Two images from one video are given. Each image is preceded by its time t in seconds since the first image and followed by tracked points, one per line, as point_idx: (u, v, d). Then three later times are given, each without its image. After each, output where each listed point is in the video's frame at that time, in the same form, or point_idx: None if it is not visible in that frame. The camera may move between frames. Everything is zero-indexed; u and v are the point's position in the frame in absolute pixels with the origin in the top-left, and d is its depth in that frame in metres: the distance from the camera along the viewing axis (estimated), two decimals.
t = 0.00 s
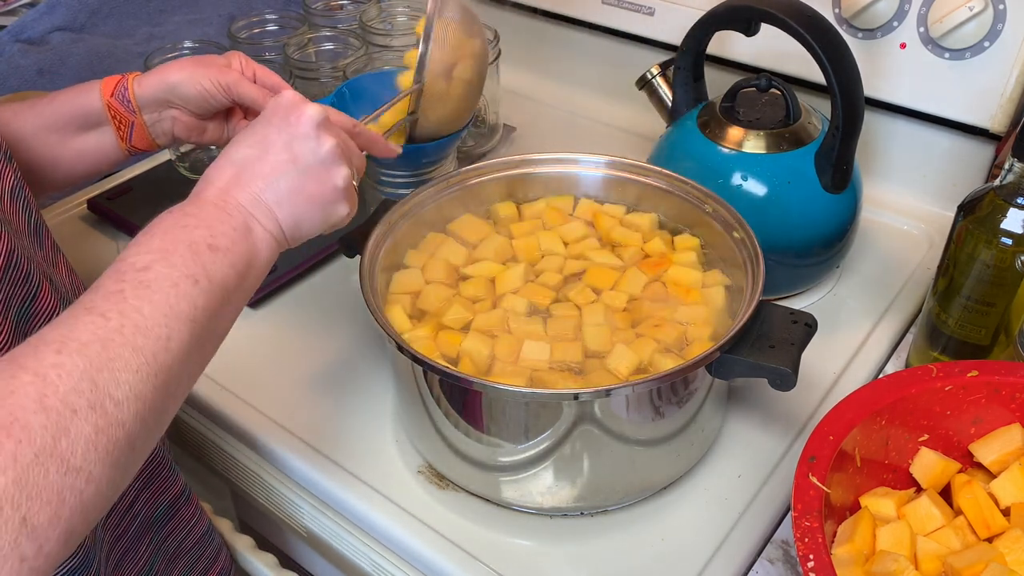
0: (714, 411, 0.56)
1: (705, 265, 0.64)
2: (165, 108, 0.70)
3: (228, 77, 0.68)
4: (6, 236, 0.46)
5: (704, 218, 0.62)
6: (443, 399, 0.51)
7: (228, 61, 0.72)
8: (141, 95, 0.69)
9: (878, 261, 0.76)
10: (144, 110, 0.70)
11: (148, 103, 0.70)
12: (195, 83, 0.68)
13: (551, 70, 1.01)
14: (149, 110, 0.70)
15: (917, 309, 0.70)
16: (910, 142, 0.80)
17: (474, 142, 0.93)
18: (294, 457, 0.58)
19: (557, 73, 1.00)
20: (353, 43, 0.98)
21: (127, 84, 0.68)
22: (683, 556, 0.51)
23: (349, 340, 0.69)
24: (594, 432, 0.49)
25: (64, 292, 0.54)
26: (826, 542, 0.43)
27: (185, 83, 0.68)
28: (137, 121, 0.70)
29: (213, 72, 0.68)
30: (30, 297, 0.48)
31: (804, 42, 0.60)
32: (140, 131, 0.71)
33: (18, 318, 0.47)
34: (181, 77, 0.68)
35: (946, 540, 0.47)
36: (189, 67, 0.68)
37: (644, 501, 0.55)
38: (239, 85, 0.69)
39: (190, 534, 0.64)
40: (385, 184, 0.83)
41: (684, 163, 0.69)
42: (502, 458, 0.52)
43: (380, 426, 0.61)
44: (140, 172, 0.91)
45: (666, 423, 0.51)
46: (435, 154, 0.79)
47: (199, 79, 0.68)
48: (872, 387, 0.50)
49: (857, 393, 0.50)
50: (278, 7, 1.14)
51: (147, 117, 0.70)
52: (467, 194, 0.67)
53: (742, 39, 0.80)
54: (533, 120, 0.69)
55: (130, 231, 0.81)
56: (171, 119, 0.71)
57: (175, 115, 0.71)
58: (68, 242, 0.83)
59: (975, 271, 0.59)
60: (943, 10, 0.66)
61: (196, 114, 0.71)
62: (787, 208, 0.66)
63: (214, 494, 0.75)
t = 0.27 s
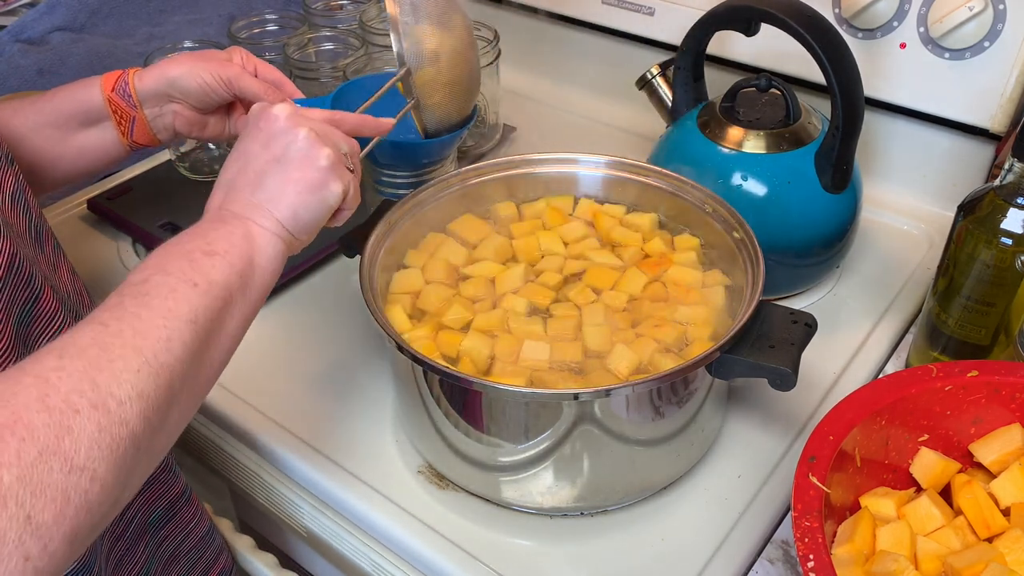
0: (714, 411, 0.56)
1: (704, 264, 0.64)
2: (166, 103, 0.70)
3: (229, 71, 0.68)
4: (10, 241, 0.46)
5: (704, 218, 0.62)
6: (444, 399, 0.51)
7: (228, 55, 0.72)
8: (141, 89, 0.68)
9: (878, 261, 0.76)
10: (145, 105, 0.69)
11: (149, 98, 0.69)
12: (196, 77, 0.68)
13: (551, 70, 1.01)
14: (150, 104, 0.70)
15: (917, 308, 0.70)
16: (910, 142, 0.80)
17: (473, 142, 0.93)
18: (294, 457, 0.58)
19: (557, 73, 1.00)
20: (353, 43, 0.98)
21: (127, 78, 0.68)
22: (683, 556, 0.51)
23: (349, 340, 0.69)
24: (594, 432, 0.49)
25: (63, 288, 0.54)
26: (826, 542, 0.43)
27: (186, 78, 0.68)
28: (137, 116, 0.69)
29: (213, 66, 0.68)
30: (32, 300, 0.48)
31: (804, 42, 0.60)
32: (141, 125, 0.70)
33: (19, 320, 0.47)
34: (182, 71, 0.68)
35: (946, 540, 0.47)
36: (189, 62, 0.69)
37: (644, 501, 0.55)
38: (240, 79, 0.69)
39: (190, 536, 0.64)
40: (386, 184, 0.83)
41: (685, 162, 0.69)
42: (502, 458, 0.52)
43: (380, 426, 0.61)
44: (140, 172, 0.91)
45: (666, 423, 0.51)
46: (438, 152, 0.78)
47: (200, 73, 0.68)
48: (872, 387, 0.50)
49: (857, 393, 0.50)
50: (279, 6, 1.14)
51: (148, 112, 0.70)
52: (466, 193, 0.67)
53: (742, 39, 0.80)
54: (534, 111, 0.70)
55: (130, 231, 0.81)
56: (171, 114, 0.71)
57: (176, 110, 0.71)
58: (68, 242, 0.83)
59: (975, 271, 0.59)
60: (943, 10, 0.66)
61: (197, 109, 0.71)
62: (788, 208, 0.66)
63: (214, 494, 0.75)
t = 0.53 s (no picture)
0: (714, 411, 0.56)
1: (704, 264, 0.64)
2: (166, 106, 0.70)
3: (229, 74, 0.68)
4: (12, 244, 0.46)
5: (704, 218, 0.62)
6: (444, 399, 0.51)
7: (228, 59, 0.72)
8: (141, 91, 0.68)
9: (878, 261, 0.76)
10: (145, 108, 0.69)
11: (149, 101, 0.69)
12: (196, 80, 0.68)
13: (551, 70, 1.01)
14: (150, 107, 0.70)
15: (917, 308, 0.70)
16: (910, 142, 0.80)
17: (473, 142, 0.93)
18: (294, 457, 0.58)
19: (557, 73, 1.00)
20: (353, 43, 0.98)
21: (127, 81, 0.68)
22: (683, 556, 0.51)
23: (349, 340, 0.69)
24: (594, 432, 0.49)
25: (64, 289, 0.54)
26: (827, 542, 0.43)
27: (186, 81, 0.68)
28: (137, 119, 0.69)
29: (213, 68, 0.68)
30: (35, 303, 0.48)
31: (804, 42, 0.60)
32: (140, 128, 0.70)
33: (20, 323, 0.47)
34: (182, 74, 0.68)
35: (946, 540, 0.47)
36: (190, 64, 0.68)
37: (644, 501, 0.55)
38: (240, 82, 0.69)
39: (188, 539, 0.64)
40: (385, 184, 0.83)
41: (685, 162, 0.69)
42: (502, 458, 0.52)
43: (380, 425, 0.61)
44: (140, 173, 0.91)
45: (666, 423, 0.51)
46: (435, 153, 0.79)
47: (200, 77, 0.68)
48: (872, 387, 0.50)
49: (857, 393, 0.50)
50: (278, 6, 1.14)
51: (148, 114, 0.70)
52: (465, 192, 0.67)
53: (743, 39, 0.80)
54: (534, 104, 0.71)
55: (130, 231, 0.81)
56: (171, 117, 0.71)
57: (176, 113, 0.71)
58: (68, 243, 0.82)
59: (975, 271, 0.59)
60: (943, 10, 0.66)
61: (197, 112, 0.71)
62: (788, 208, 0.66)
63: (213, 494, 0.75)
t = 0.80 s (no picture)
0: (714, 411, 0.56)
1: (705, 264, 0.64)
2: (166, 106, 0.70)
3: (229, 74, 0.68)
4: (15, 237, 0.46)
5: (704, 218, 0.62)
6: (444, 399, 0.51)
7: (229, 59, 0.72)
8: (141, 91, 0.68)
9: (878, 261, 0.76)
10: (145, 108, 0.69)
11: (149, 100, 0.69)
12: (196, 80, 0.68)
13: (551, 70, 1.01)
14: (150, 107, 0.70)
15: (917, 308, 0.70)
16: (910, 142, 0.80)
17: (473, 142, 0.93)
18: (294, 457, 0.58)
19: (557, 73, 1.00)
20: (354, 43, 0.98)
21: (127, 81, 0.68)
22: (683, 556, 0.51)
23: (349, 340, 0.69)
24: (594, 432, 0.49)
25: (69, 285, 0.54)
26: (827, 542, 0.43)
27: (186, 80, 0.68)
28: (137, 119, 0.69)
29: (213, 68, 0.68)
30: (37, 296, 0.48)
31: (804, 42, 0.60)
32: (140, 128, 0.70)
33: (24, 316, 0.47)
34: (182, 73, 0.68)
35: (946, 540, 0.47)
36: (190, 65, 0.68)
37: (644, 501, 0.55)
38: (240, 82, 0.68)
39: (189, 536, 0.64)
40: (385, 184, 0.83)
41: (685, 163, 0.69)
42: (502, 458, 0.52)
43: (380, 425, 0.61)
44: (140, 172, 0.91)
45: (666, 423, 0.51)
46: (436, 154, 0.80)
47: (199, 77, 0.68)
48: (872, 387, 0.50)
49: (857, 393, 0.50)
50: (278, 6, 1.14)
51: (148, 114, 0.70)
52: (466, 192, 0.66)
53: (742, 39, 0.80)
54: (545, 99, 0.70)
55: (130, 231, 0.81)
56: (171, 116, 0.71)
57: (176, 113, 0.70)
58: (69, 242, 0.83)
59: (975, 271, 0.59)
60: (943, 10, 0.66)
61: (197, 112, 0.71)
62: (788, 207, 0.66)
63: (213, 494, 0.75)
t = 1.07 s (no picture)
0: (714, 411, 0.56)
1: (704, 264, 0.64)
2: (165, 108, 0.70)
3: (229, 76, 0.68)
4: (20, 237, 0.46)
5: (704, 218, 0.62)
6: (444, 399, 0.51)
7: (229, 60, 0.72)
8: (140, 93, 0.68)
9: (878, 261, 0.76)
10: (144, 110, 0.69)
11: (148, 103, 0.69)
12: (195, 83, 0.68)
13: (551, 70, 1.01)
14: (149, 109, 0.70)
15: (917, 308, 0.70)
16: (910, 142, 0.80)
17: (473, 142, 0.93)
18: (294, 457, 0.58)
19: (557, 73, 1.00)
20: (354, 43, 0.98)
21: (127, 83, 0.68)
22: (683, 556, 0.51)
23: (349, 340, 0.69)
24: (594, 432, 0.49)
25: (72, 285, 0.54)
26: (827, 542, 0.43)
27: (185, 83, 0.68)
28: (137, 120, 0.69)
29: (212, 71, 0.68)
30: (41, 296, 0.48)
31: (804, 42, 0.60)
32: (140, 130, 0.70)
33: (29, 315, 0.47)
34: (182, 76, 0.68)
35: (946, 540, 0.47)
36: (189, 66, 0.68)
37: (644, 501, 0.55)
38: (240, 84, 0.68)
39: (193, 536, 0.64)
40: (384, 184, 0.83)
41: (685, 163, 0.69)
42: (502, 458, 0.52)
43: (380, 425, 0.61)
44: (141, 172, 0.91)
45: (666, 423, 0.51)
46: (436, 153, 0.79)
47: (199, 79, 0.68)
48: (872, 387, 0.50)
49: (857, 393, 0.50)
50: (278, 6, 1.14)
51: (147, 116, 0.70)
52: (466, 191, 0.67)
53: (743, 39, 0.80)
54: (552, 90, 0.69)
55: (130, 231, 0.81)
56: (171, 119, 0.71)
57: (176, 115, 0.71)
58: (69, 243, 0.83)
59: (975, 271, 0.59)
60: (943, 10, 0.66)
61: (197, 114, 0.71)
62: (787, 207, 0.66)
63: (214, 494, 0.75)
